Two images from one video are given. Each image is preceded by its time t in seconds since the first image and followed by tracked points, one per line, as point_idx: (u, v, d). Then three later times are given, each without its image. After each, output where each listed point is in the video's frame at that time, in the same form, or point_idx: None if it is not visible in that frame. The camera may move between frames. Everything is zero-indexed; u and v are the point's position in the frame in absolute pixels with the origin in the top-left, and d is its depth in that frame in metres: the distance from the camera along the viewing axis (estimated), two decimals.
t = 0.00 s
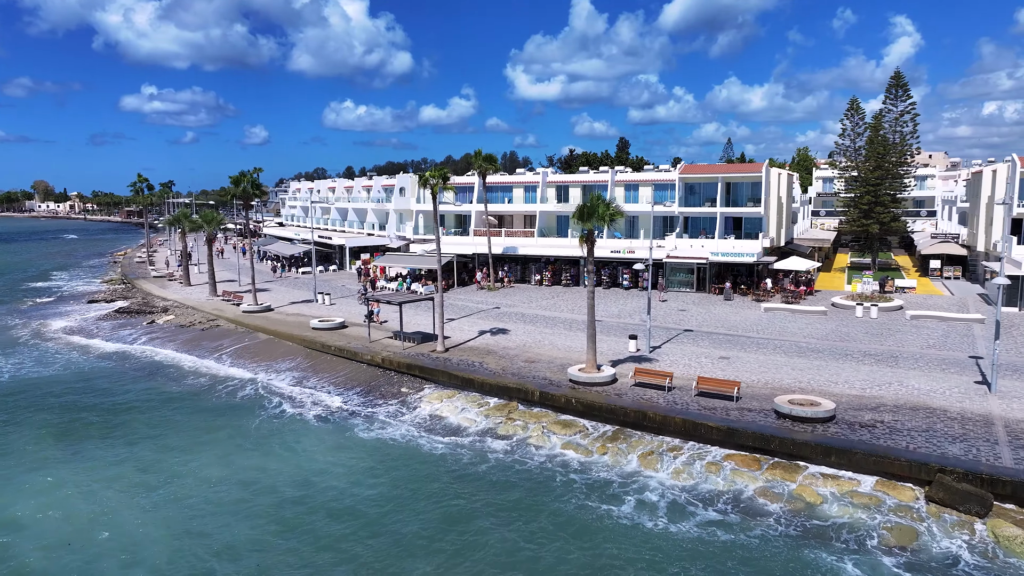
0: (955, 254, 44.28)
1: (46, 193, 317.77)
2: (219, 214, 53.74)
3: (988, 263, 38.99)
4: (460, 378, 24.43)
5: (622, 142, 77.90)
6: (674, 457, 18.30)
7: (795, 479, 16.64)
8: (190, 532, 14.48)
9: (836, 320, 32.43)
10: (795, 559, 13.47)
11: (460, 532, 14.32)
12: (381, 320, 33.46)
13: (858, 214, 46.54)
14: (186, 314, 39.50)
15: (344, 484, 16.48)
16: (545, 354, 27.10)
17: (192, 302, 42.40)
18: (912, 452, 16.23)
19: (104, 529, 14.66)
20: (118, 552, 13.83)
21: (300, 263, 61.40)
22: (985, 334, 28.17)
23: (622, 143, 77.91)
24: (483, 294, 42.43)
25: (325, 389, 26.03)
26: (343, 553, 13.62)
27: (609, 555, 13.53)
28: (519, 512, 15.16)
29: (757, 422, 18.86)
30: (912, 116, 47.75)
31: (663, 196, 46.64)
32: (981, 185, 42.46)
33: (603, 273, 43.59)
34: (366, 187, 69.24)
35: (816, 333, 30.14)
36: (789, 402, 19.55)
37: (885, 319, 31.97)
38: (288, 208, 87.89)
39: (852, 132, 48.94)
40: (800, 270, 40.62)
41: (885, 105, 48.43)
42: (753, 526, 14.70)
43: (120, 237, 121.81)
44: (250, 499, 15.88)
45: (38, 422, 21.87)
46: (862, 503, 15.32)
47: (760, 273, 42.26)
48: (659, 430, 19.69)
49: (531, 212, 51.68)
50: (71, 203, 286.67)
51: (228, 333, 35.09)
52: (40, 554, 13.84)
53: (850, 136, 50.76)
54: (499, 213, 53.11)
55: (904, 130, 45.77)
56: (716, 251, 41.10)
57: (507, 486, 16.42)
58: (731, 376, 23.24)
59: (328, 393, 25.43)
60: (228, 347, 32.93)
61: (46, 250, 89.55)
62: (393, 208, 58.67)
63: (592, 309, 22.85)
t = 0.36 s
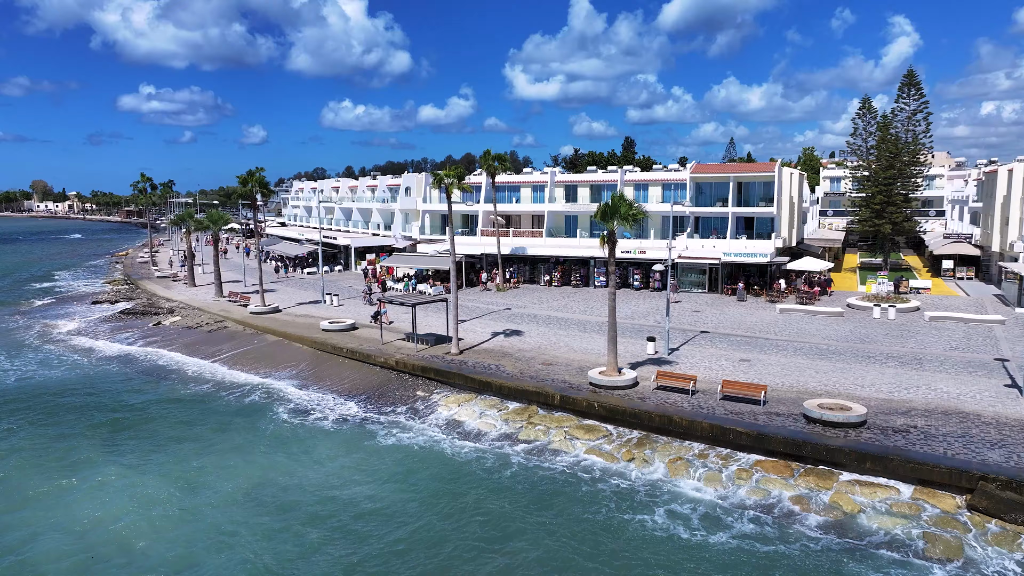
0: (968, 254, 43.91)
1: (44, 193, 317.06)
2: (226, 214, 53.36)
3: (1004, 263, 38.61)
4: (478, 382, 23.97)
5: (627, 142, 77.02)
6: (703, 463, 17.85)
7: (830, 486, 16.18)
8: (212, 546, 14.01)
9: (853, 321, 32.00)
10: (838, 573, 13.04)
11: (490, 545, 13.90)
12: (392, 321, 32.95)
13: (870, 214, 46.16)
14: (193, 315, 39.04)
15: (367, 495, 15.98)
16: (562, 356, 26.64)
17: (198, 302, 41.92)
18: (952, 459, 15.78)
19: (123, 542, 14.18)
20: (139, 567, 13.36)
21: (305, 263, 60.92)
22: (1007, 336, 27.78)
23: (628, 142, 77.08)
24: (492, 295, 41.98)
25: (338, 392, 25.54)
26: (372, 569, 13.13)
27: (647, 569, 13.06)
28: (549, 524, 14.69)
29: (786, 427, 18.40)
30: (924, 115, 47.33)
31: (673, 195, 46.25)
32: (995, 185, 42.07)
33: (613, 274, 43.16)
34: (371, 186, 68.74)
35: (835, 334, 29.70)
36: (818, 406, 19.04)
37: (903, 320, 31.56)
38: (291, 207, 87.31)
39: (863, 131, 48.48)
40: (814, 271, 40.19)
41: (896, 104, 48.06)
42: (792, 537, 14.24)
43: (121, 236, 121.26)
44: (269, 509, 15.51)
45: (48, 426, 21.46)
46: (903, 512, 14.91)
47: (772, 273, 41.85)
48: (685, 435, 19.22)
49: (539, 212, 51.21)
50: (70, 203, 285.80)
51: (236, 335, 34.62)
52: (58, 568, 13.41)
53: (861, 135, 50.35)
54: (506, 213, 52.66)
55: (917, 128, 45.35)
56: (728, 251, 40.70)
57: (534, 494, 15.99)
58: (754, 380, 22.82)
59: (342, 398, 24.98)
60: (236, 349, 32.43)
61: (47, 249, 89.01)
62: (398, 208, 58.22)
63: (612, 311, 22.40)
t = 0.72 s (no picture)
0: (981, 255, 43.54)
1: (43, 193, 316.30)
2: (231, 214, 52.98)
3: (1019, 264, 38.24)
4: (495, 385, 23.53)
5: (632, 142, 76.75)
6: (733, 469, 17.44)
7: (867, 493, 15.78)
8: (235, 560, 13.56)
9: (871, 322, 31.61)
10: None
11: (521, 558, 13.50)
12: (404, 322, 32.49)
13: (882, 214, 45.84)
14: (199, 316, 38.53)
15: (392, 504, 15.54)
16: (579, 358, 26.20)
17: (203, 303, 41.44)
18: (992, 466, 15.36)
19: (144, 555, 13.75)
20: None
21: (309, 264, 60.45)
22: None
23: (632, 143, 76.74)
24: (502, 296, 41.53)
25: (352, 396, 25.10)
26: None
27: None
28: (581, 535, 14.26)
29: (817, 432, 17.98)
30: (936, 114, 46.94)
31: (683, 195, 45.85)
32: (1009, 184, 41.71)
33: (624, 274, 42.76)
34: (375, 186, 68.20)
35: (853, 336, 29.31)
36: (848, 410, 18.60)
37: (921, 322, 31.17)
38: (293, 207, 86.77)
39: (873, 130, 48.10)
40: (827, 271, 39.81)
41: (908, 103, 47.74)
42: (832, 548, 13.84)
43: (122, 237, 120.65)
44: (292, 517, 15.12)
45: (59, 430, 21.04)
46: (943, 521, 14.52)
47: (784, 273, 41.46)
48: (712, 440, 18.79)
49: (547, 211, 50.78)
50: (68, 204, 284.72)
51: (244, 337, 34.14)
52: None
53: (871, 134, 49.97)
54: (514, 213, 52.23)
55: (929, 128, 44.96)
56: (740, 252, 40.30)
57: (563, 502, 15.57)
58: (778, 382, 22.40)
59: (357, 402, 24.52)
60: (244, 351, 31.94)
61: (47, 250, 88.39)
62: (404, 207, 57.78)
63: (634, 312, 21.96)
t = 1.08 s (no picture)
0: (994, 255, 43.15)
1: (40, 194, 315.44)
2: (236, 214, 52.54)
3: None
4: (513, 388, 23.08)
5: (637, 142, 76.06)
6: (764, 477, 17.03)
7: (905, 502, 15.37)
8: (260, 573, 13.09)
9: (888, 324, 31.21)
10: None
11: (555, 571, 13.07)
12: (416, 324, 32.03)
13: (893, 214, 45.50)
14: (206, 317, 38.03)
15: (418, 514, 15.12)
16: (597, 361, 25.78)
17: (209, 304, 40.95)
18: None
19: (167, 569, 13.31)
20: None
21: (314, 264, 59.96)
22: None
23: (637, 142, 76.17)
24: (512, 297, 41.08)
25: (367, 400, 24.65)
26: None
27: None
28: (614, 548, 13.81)
29: (849, 437, 17.55)
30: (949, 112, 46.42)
31: (692, 195, 45.56)
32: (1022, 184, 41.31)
33: (634, 275, 42.34)
34: (379, 186, 67.70)
35: (873, 337, 28.88)
36: (880, 415, 18.13)
37: (940, 323, 30.77)
38: (296, 207, 86.23)
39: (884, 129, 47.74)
40: (840, 272, 39.43)
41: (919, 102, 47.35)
42: (876, 564, 13.43)
43: (122, 237, 119.99)
44: (315, 526, 14.68)
45: (70, 436, 20.57)
46: (986, 531, 14.14)
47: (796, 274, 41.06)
48: (740, 446, 18.36)
49: (555, 211, 50.35)
50: (67, 204, 283.75)
51: (253, 339, 33.65)
52: None
53: (882, 133, 49.58)
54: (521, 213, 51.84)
55: (941, 127, 44.55)
56: (753, 252, 39.93)
57: (593, 510, 15.13)
58: (803, 385, 21.98)
59: (371, 406, 24.04)
60: (253, 354, 31.48)
61: (48, 250, 87.79)
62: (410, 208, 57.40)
63: (657, 315, 21.52)
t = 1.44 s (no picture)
0: (1008, 256, 42.72)
1: (39, 194, 314.48)
2: (242, 214, 52.07)
3: None
4: (532, 392, 22.62)
5: (642, 142, 74.60)
6: (796, 485, 16.57)
7: (946, 511, 14.90)
8: None
9: (907, 326, 30.79)
10: None
11: None
12: (428, 326, 31.55)
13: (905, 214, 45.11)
14: (212, 319, 37.53)
15: (443, 525, 14.62)
16: (615, 364, 25.32)
17: (215, 305, 40.43)
18: None
19: None
20: None
21: (318, 265, 59.44)
22: None
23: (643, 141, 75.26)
24: (522, 298, 40.64)
25: (380, 405, 24.15)
26: None
27: None
28: (649, 561, 13.30)
29: (882, 443, 17.10)
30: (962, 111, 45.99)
31: (702, 195, 45.29)
32: None
33: (645, 276, 41.88)
34: (384, 186, 67.20)
35: (893, 339, 28.44)
36: (914, 421, 17.65)
37: (959, 325, 30.35)
38: (298, 207, 85.63)
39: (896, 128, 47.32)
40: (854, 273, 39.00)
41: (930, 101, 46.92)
42: None
43: (122, 237, 119.19)
44: (341, 534, 14.28)
45: (83, 439, 20.13)
46: None
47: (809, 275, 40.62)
48: (770, 452, 17.90)
49: (563, 211, 49.90)
50: (65, 204, 282.86)
51: (261, 341, 33.14)
52: None
53: (893, 132, 49.16)
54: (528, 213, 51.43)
55: (954, 126, 44.10)
56: (765, 253, 39.54)
57: (626, 519, 14.72)
58: (829, 390, 21.53)
59: (385, 411, 23.56)
60: (262, 356, 30.97)
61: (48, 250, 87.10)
62: (415, 208, 57.21)
63: (680, 317, 21.07)
